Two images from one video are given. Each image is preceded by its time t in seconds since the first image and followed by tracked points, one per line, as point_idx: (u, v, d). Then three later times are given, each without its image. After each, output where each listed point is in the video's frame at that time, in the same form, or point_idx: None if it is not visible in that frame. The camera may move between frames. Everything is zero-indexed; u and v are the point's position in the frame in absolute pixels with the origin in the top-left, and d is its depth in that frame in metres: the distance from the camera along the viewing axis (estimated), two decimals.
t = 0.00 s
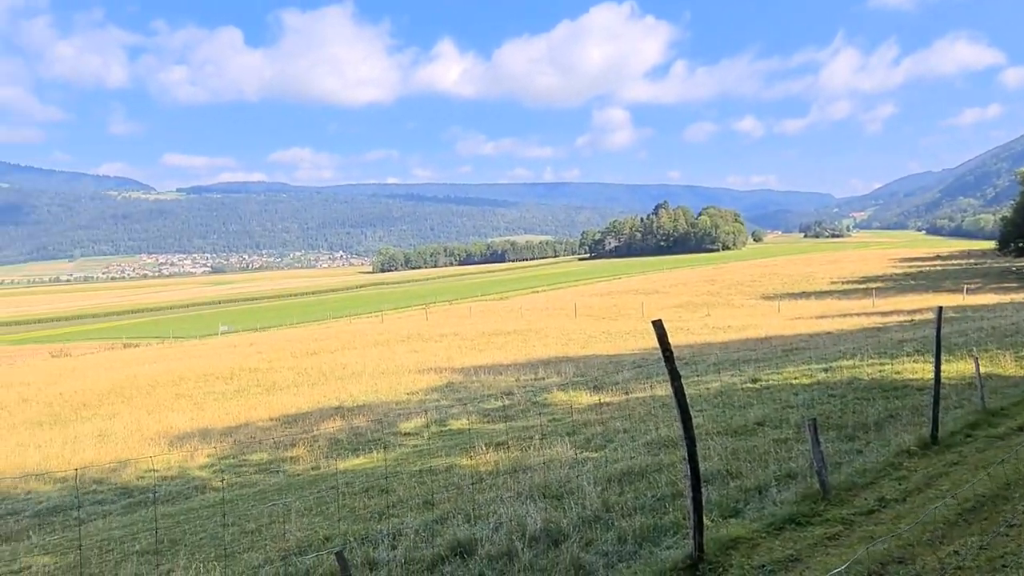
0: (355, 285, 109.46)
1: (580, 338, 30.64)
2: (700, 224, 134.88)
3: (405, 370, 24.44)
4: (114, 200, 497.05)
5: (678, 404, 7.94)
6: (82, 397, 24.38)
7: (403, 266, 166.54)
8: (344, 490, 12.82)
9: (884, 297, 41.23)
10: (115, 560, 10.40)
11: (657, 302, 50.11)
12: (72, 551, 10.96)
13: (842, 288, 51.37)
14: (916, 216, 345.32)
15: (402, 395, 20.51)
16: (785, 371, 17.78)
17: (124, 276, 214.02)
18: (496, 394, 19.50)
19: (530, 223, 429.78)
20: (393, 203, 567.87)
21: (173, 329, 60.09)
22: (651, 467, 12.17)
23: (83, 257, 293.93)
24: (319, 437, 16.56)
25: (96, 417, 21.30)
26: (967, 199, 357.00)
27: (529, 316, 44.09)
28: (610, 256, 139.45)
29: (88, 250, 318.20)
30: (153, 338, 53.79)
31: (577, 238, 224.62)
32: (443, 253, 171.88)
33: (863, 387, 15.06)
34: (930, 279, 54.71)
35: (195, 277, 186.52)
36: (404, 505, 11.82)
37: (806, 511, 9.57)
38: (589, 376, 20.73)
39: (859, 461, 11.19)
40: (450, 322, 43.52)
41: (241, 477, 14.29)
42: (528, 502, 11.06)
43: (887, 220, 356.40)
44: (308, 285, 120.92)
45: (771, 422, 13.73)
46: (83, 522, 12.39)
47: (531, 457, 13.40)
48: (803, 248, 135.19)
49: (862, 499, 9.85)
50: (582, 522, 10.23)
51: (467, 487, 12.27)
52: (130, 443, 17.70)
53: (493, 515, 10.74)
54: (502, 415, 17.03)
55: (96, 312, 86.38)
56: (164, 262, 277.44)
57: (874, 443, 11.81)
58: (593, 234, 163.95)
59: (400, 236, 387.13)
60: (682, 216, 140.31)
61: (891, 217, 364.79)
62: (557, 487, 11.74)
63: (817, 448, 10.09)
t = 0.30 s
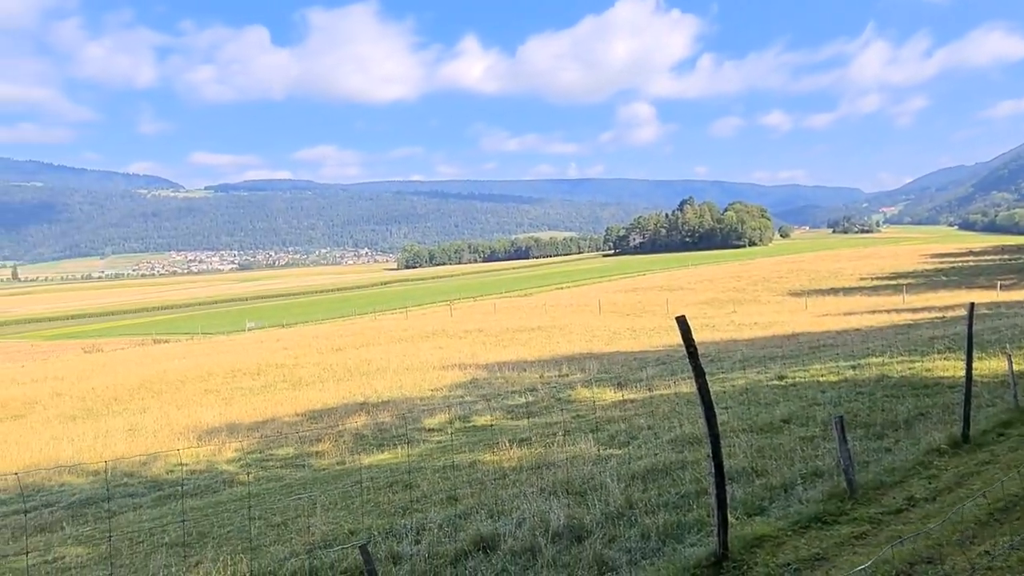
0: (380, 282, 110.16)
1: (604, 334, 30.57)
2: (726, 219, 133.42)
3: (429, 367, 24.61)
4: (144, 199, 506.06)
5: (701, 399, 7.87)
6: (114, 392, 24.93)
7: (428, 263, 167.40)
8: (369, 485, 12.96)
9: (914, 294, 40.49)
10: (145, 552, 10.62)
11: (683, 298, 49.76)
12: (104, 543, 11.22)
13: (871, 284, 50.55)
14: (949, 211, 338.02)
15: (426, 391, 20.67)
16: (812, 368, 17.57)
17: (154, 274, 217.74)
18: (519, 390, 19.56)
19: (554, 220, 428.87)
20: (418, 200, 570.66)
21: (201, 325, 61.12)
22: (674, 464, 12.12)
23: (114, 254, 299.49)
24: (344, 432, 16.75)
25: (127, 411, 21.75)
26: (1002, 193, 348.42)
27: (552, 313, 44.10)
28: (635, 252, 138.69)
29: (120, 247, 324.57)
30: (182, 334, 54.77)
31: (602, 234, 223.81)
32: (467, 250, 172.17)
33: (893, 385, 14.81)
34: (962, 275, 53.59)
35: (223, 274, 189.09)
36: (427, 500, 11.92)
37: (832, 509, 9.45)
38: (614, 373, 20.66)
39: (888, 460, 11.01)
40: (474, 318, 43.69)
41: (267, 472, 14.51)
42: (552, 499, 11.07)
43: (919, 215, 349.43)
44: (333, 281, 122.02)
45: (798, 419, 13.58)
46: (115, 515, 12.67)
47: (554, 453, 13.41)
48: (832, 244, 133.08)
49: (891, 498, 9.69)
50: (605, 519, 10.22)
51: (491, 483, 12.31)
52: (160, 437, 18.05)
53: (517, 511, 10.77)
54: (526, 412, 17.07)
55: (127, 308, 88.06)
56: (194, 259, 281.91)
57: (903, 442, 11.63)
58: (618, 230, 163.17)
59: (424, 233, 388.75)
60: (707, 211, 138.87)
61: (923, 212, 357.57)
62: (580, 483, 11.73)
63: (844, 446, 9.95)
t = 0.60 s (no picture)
0: (395, 279, 110.49)
1: (619, 331, 30.47)
2: (742, 216, 132.39)
3: (444, 364, 24.67)
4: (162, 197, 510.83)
5: (716, 396, 7.83)
6: (132, 388, 25.22)
7: (443, 260, 167.52)
8: (383, 481, 13.03)
9: (934, 290, 40.01)
10: (162, 547, 10.76)
11: (699, 295, 49.48)
12: (123, 538, 11.37)
13: (890, 281, 49.98)
14: (969, 206, 333.39)
15: (441, 388, 20.75)
16: (829, 365, 17.45)
17: (171, 271, 219.68)
18: (534, 387, 19.58)
19: (568, 216, 427.67)
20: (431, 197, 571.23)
21: (218, 322, 61.58)
22: (689, 461, 12.10)
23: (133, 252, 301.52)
24: (359, 429, 16.85)
25: (145, 407, 22.01)
26: None
27: (568, 310, 44.00)
28: (650, 249, 138.01)
29: (137, 245, 327.90)
30: (200, 331, 55.27)
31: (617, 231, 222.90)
32: (482, 247, 172.21)
33: (911, 382, 14.68)
34: (984, 271, 52.84)
35: (240, 271, 190.57)
36: (442, 497, 11.96)
37: (849, 507, 9.38)
38: (629, 370, 20.62)
39: (906, 458, 10.91)
40: (489, 315, 43.71)
41: (284, 468, 14.63)
42: (566, 495, 11.08)
43: (939, 210, 344.77)
44: (348, 278, 122.53)
45: (814, 417, 13.50)
46: (132, 510, 12.84)
47: (568, 451, 13.41)
48: (850, 240, 131.63)
49: (908, 496, 9.61)
50: (620, 516, 10.21)
51: (505, 480, 12.34)
52: (177, 433, 18.26)
53: (531, 507, 10.79)
54: (541, 408, 17.10)
55: (145, 305, 89.00)
56: (211, 256, 284.28)
57: (921, 439, 11.52)
58: (633, 227, 162.50)
59: (438, 230, 389.23)
60: (723, 208, 137.90)
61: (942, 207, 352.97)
62: (595, 480, 11.74)
63: (861, 443, 9.88)
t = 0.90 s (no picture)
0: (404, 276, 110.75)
1: (629, 329, 30.41)
2: (752, 213, 131.71)
3: (454, 361, 24.74)
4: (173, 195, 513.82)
5: (725, 393, 7.79)
6: (143, 385, 25.43)
7: (452, 257, 167.60)
8: (392, 479, 13.07)
9: (947, 287, 39.68)
10: (173, 543, 10.84)
11: (709, 292, 49.26)
12: (133, 534, 11.47)
13: (902, 278, 49.58)
14: (982, 202, 330.28)
15: (450, 384, 20.80)
16: (839, 362, 17.37)
17: (183, 268, 221.17)
18: (543, 384, 19.61)
19: (577, 214, 426.91)
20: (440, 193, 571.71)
21: (229, 319, 61.87)
22: (698, 459, 12.08)
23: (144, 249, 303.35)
24: (369, 425, 16.95)
25: (155, 404, 22.18)
26: None
27: (577, 307, 43.96)
28: (660, 246, 137.58)
29: (149, 243, 330.16)
30: (211, 328, 55.62)
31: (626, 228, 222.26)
32: (491, 244, 172.19)
33: (922, 379, 14.60)
34: (997, 268, 52.33)
35: (251, 269, 191.51)
36: (451, 494, 11.99)
37: (858, 505, 9.34)
38: (638, 367, 20.60)
39: (916, 455, 10.84)
40: (498, 312, 43.74)
41: (293, 464, 14.72)
42: (575, 492, 11.09)
43: (952, 206, 341.60)
44: (357, 276, 122.93)
45: (824, 414, 13.44)
46: (143, 506, 12.95)
47: (577, 448, 13.42)
48: (862, 237, 130.60)
49: (917, 494, 9.55)
50: (628, 513, 10.21)
51: (514, 477, 12.36)
52: (188, 430, 18.38)
53: (540, 504, 10.80)
54: (550, 405, 17.12)
55: (156, 302, 89.58)
56: (221, 253, 285.83)
57: (932, 437, 11.45)
58: (643, 223, 162.03)
59: (447, 228, 389.70)
60: (733, 205, 137.22)
61: (955, 204, 349.80)
62: (604, 477, 11.73)
63: (870, 441, 9.81)
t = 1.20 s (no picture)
0: (411, 273, 110.90)
1: (635, 326, 30.36)
2: (760, 209, 131.05)
3: (460, 358, 24.77)
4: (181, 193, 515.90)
5: (730, 390, 7.76)
6: (151, 382, 25.58)
7: (459, 254, 167.74)
8: (398, 475, 13.11)
9: (955, 284, 39.42)
10: (180, 539, 10.92)
11: (716, 289, 49.16)
12: (141, 529, 11.55)
13: (911, 275, 49.27)
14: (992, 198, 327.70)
15: (456, 382, 20.85)
16: (846, 359, 17.30)
17: (191, 265, 221.94)
18: (550, 381, 19.62)
19: (584, 211, 426.17)
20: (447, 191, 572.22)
21: (237, 316, 62.18)
22: (704, 456, 12.06)
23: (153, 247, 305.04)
24: (375, 423, 16.99)
25: (163, 401, 22.31)
26: None
27: (584, 304, 43.92)
28: (667, 243, 137.24)
29: (158, 241, 331.77)
30: (218, 325, 55.85)
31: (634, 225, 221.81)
32: (498, 241, 171.92)
33: (929, 376, 14.51)
34: (1007, 265, 51.94)
35: (259, 266, 191.99)
36: (456, 490, 12.02)
37: (864, 503, 9.30)
38: (645, 364, 20.57)
39: (923, 452, 10.78)
40: (504, 309, 43.73)
41: (300, 461, 14.78)
42: (580, 489, 11.09)
43: (962, 203, 339.16)
44: (364, 272, 123.16)
45: (830, 412, 13.38)
46: (151, 502, 13.05)
47: (582, 445, 13.42)
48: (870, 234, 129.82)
49: (924, 491, 9.50)
50: (633, 510, 10.20)
51: (519, 474, 12.37)
52: (195, 427, 18.50)
53: (545, 501, 10.81)
54: (556, 403, 17.12)
55: (164, 299, 90.05)
56: (230, 251, 286.84)
57: (939, 435, 11.38)
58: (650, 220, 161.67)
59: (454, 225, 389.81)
60: (741, 201, 136.65)
61: (965, 200, 347.17)
62: (609, 474, 11.73)
63: (876, 439, 9.77)
